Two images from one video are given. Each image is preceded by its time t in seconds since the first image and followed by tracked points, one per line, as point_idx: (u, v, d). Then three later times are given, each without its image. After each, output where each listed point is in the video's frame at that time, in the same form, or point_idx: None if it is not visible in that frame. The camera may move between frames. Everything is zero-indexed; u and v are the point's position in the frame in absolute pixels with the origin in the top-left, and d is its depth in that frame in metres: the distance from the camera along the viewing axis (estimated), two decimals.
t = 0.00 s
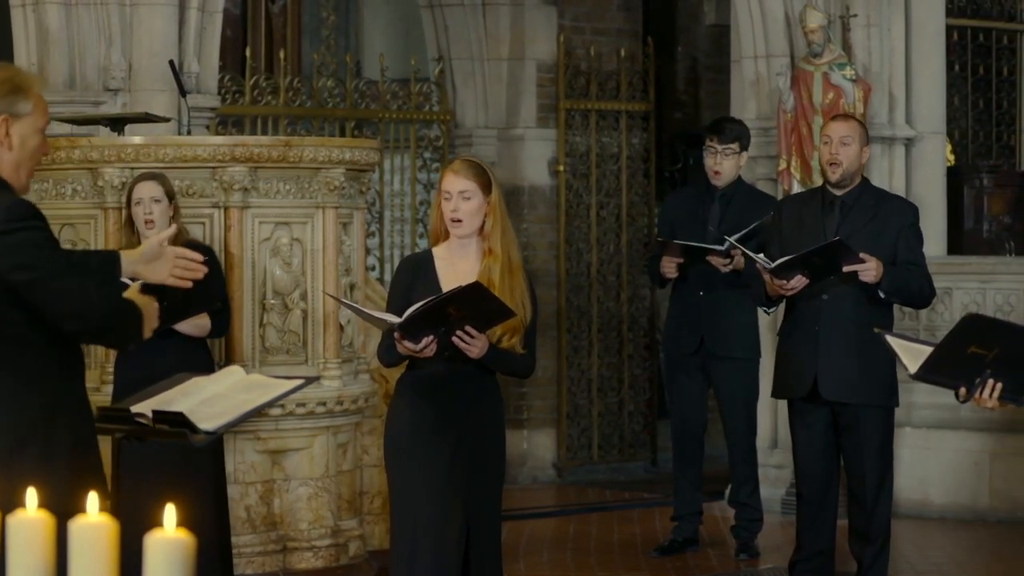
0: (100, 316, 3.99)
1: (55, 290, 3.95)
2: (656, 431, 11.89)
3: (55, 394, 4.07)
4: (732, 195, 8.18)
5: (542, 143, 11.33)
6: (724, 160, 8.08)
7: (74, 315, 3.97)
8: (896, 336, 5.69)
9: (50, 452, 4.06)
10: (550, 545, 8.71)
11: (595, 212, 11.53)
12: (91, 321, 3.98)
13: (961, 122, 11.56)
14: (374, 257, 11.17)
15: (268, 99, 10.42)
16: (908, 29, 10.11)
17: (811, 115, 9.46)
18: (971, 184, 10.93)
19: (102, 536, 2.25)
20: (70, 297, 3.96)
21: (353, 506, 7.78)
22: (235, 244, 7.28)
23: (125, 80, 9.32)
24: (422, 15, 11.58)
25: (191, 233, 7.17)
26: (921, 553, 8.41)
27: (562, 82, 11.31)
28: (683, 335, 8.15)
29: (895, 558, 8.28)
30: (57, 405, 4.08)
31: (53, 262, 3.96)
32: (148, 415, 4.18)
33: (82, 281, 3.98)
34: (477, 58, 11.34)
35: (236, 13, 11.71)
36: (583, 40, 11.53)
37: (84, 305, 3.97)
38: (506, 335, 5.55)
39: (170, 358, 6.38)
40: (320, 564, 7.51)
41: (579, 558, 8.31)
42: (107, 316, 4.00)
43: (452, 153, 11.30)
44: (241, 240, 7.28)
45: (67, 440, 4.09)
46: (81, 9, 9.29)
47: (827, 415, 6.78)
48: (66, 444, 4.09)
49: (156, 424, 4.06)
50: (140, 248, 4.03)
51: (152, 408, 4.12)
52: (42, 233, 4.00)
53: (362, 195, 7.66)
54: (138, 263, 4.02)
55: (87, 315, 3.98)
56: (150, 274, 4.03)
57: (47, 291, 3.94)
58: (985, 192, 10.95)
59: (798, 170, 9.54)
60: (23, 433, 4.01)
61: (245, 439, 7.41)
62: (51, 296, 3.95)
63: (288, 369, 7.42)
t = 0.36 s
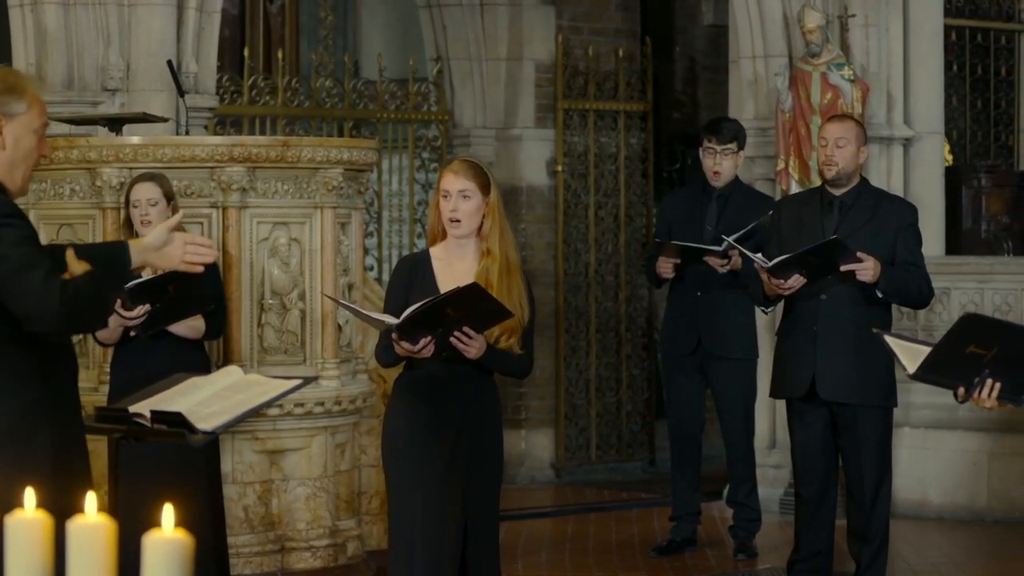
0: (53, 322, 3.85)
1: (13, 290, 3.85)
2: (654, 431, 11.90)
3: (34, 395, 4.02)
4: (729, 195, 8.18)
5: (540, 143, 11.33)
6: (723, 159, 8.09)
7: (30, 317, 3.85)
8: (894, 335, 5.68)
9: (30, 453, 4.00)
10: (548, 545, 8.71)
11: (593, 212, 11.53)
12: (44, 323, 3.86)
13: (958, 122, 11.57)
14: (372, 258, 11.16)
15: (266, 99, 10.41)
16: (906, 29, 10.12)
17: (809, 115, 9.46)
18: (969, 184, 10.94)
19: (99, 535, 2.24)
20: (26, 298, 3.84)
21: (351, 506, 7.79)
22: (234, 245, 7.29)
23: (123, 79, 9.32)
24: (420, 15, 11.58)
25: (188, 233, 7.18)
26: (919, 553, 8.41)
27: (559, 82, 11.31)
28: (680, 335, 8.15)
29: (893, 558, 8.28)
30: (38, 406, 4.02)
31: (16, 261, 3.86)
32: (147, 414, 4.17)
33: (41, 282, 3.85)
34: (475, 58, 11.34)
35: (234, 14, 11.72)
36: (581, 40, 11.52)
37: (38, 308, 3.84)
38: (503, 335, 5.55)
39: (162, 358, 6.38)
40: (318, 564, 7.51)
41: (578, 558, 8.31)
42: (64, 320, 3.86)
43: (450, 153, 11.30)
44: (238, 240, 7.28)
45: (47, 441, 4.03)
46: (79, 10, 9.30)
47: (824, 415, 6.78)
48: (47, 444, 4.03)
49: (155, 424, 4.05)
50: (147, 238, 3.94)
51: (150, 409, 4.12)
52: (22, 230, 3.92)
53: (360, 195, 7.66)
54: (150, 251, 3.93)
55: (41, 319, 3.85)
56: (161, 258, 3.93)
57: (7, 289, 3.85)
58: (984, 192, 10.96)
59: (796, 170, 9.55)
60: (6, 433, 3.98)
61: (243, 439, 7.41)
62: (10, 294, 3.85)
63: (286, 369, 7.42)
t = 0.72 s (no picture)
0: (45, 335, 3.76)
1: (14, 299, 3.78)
2: (651, 432, 11.90)
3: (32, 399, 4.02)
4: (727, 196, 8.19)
5: (538, 143, 11.33)
6: (722, 159, 8.08)
7: (28, 329, 3.78)
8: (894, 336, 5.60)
9: (25, 453, 3.99)
10: (546, 545, 8.71)
11: (590, 212, 11.53)
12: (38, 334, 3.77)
13: (956, 122, 11.58)
14: (369, 257, 11.16)
15: (263, 99, 10.41)
16: (904, 29, 10.12)
17: (806, 115, 9.47)
18: (967, 184, 10.94)
19: (94, 536, 2.23)
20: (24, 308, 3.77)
21: (349, 505, 7.78)
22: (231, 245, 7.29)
23: (121, 79, 9.31)
24: (417, 15, 11.59)
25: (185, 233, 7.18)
26: (917, 553, 8.41)
27: (557, 82, 11.31)
28: (677, 335, 8.15)
29: (890, 558, 8.28)
30: (35, 407, 4.02)
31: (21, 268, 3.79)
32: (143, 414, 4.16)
33: (39, 294, 3.77)
34: (473, 58, 11.35)
35: (231, 14, 11.72)
36: (578, 40, 11.52)
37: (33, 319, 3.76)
38: (500, 335, 5.55)
39: (159, 359, 6.38)
40: (315, 564, 7.51)
41: (575, 559, 8.31)
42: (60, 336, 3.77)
43: (447, 153, 11.30)
44: (236, 240, 7.28)
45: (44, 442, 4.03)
46: (77, 10, 9.29)
47: (821, 415, 6.78)
48: (42, 444, 4.02)
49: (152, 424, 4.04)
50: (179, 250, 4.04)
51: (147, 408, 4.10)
52: (32, 238, 3.85)
53: (357, 195, 7.66)
54: (180, 262, 4.02)
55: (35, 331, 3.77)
56: (191, 270, 4.02)
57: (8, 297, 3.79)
58: (981, 192, 10.97)
59: (793, 170, 9.56)
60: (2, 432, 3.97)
61: (240, 440, 7.42)
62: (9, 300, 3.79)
63: (283, 369, 7.42)
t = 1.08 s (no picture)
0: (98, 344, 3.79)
1: (68, 308, 3.80)
2: (641, 431, 11.91)
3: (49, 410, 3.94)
4: (715, 196, 8.19)
5: (527, 143, 11.33)
6: (710, 161, 8.09)
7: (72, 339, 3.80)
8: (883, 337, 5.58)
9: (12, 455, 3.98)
10: (535, 545, 8.71)
11: (580, 212, 11.53)
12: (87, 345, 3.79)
13: (945, 122, 11.60)
14: (358, 257, 11.16)
15: (252, 99, 10.41)
16: (893, 29, 10.13)
17: (795, 115, 9.48)
18: (956, 184, 10.95)
19: (83, 536, 2.23)
20: (81, 316, 3.80)
21: (338, 506, 7.78)
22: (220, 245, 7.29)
23: (110, 79, 9.31)
24: (407, 15, 11.59)
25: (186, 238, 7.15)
26: (906, 553, 8.42)
27: (546, 83, 11.31)
28: (666, 335, 8.16)
29: (879, 558, 8.29)
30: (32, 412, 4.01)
31: (78, 278, 3.82)
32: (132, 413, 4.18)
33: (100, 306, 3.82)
34: (462, 58, 11.36)
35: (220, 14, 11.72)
36: (568, 40, 11.52)
37: (88, 330, 3.79)
38: (488, 334, 5.53)
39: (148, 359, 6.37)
40: (303, 564, 7.51)
41: (565, 559, 8.31)
42: (116, 353, 3.82)
43: (436, 153, 11.30)
44: (225, 240, 7.29)
45: (58, 452, 3.95)
46: (66, 10, 9.27)
47: (809, 415, 6.78)
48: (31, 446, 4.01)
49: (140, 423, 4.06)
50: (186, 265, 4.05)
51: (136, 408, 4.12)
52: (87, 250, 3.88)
53: (346, 195, 7.66)
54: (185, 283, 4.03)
55: (88, 342, 3.80)
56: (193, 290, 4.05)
57: (58, 302, 3.80)
58: (970, 192, 10.99)
59: (782, 170, 9.57)
60: None
61: (229, 440, 7.42)
62: (61, 307, 3.80)
63: (272, 369, 7.42)
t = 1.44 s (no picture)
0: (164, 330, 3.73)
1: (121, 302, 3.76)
2: (626, 431, 11.91)
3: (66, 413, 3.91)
4: (699, 197, 8.21)
5: (511, 143, 11.34)
6: (694, 162, 8.10)
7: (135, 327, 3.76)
8: (867, 338, 5.55)
9: None
10: (520, 545, 8.72)
11: (564, 212, 11.54)
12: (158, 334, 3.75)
13: (930, 122, 11.63)
14: (343, 257, 11.16)
15: (237, 99, 10.39)
16: (877, 29, 10.16)
17: (780, 115, 9.50)
18: (941, 184, 10.97)
19: (68, 536, 2.22)
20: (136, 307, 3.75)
21: (322, 506, 7.78)
22: (205, 245, 7.29)
23: (94, 79, 9.28)
24: (392, 15, 11.60)
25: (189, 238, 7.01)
26: (892, 554, 8.44)
27: (531, 83, 11.32)
28: (650, 335, 8.17)
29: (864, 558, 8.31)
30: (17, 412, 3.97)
31: (125, 271, 3.77)
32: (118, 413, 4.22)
33: (150, 292, 3.75)
34: (447, 58, 11.37)
35: (205, 14, 11.72)
36: (552, 40, 11.53)
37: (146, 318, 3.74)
38: (470, 334, 5.54)
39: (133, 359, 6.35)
40: (288, 564, 7.51)
41: (550, 559, 8.32)
42: (189, 334, 3.75)
43: (421, 153, 11.31)
44: (209, 241, 7.28)
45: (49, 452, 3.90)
46: (50, 10, 9.26)
47: (794, 415, 6.79)
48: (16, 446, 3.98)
49: (126, 422, 4.10)
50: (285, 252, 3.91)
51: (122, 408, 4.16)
52: (127, 245, 3.83)
53: (331, 196, 7.65)
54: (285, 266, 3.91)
55: (156, 332, 3.75)
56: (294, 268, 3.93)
57: (113, 296, 3.76)
58: (955, 192, 11.01)
59: (768, 169, 9.59)
60: None
61: (214, 440, 7.42)
62: (115, 302, 3.76)
63: (256, 369, 7.42)
